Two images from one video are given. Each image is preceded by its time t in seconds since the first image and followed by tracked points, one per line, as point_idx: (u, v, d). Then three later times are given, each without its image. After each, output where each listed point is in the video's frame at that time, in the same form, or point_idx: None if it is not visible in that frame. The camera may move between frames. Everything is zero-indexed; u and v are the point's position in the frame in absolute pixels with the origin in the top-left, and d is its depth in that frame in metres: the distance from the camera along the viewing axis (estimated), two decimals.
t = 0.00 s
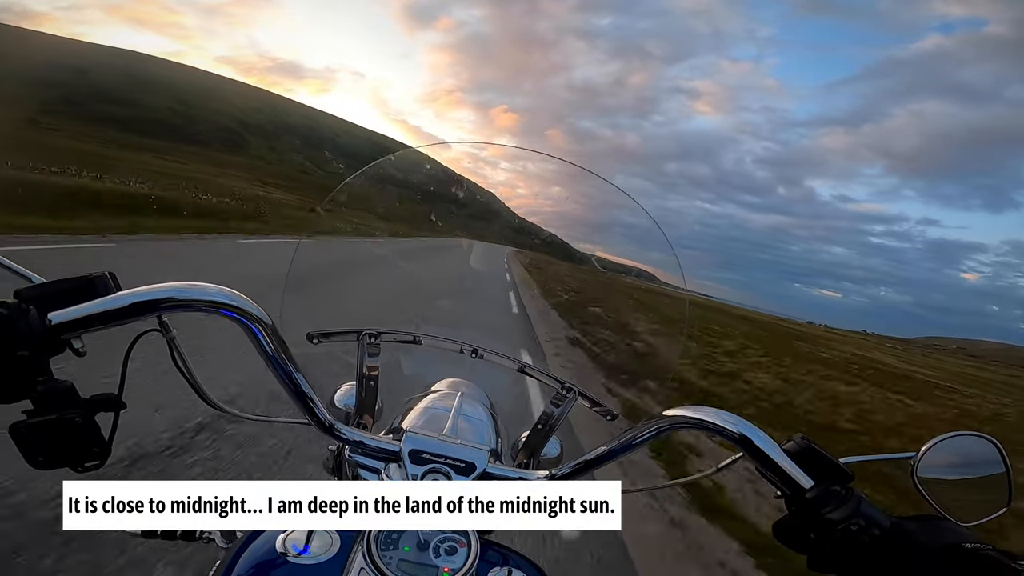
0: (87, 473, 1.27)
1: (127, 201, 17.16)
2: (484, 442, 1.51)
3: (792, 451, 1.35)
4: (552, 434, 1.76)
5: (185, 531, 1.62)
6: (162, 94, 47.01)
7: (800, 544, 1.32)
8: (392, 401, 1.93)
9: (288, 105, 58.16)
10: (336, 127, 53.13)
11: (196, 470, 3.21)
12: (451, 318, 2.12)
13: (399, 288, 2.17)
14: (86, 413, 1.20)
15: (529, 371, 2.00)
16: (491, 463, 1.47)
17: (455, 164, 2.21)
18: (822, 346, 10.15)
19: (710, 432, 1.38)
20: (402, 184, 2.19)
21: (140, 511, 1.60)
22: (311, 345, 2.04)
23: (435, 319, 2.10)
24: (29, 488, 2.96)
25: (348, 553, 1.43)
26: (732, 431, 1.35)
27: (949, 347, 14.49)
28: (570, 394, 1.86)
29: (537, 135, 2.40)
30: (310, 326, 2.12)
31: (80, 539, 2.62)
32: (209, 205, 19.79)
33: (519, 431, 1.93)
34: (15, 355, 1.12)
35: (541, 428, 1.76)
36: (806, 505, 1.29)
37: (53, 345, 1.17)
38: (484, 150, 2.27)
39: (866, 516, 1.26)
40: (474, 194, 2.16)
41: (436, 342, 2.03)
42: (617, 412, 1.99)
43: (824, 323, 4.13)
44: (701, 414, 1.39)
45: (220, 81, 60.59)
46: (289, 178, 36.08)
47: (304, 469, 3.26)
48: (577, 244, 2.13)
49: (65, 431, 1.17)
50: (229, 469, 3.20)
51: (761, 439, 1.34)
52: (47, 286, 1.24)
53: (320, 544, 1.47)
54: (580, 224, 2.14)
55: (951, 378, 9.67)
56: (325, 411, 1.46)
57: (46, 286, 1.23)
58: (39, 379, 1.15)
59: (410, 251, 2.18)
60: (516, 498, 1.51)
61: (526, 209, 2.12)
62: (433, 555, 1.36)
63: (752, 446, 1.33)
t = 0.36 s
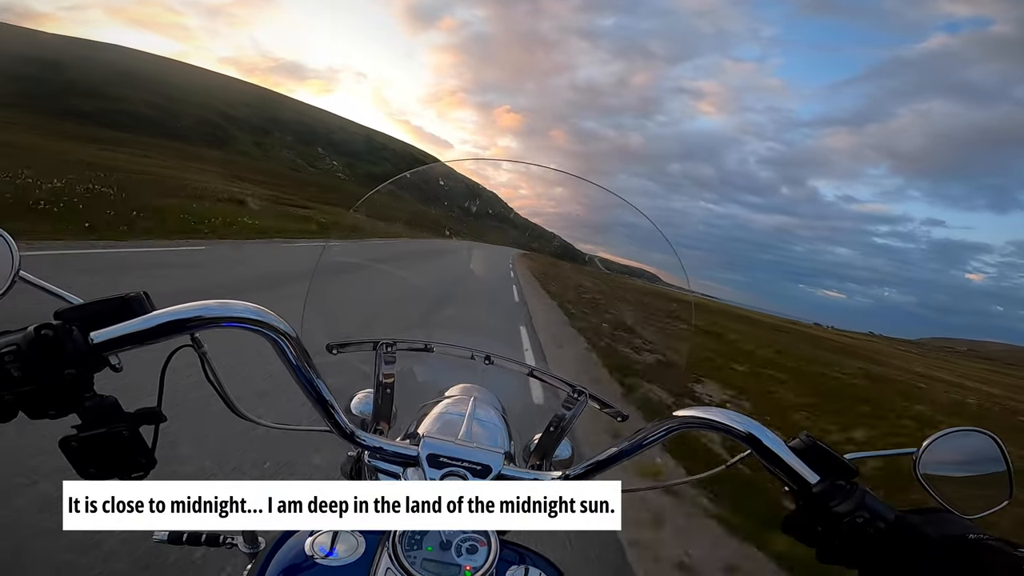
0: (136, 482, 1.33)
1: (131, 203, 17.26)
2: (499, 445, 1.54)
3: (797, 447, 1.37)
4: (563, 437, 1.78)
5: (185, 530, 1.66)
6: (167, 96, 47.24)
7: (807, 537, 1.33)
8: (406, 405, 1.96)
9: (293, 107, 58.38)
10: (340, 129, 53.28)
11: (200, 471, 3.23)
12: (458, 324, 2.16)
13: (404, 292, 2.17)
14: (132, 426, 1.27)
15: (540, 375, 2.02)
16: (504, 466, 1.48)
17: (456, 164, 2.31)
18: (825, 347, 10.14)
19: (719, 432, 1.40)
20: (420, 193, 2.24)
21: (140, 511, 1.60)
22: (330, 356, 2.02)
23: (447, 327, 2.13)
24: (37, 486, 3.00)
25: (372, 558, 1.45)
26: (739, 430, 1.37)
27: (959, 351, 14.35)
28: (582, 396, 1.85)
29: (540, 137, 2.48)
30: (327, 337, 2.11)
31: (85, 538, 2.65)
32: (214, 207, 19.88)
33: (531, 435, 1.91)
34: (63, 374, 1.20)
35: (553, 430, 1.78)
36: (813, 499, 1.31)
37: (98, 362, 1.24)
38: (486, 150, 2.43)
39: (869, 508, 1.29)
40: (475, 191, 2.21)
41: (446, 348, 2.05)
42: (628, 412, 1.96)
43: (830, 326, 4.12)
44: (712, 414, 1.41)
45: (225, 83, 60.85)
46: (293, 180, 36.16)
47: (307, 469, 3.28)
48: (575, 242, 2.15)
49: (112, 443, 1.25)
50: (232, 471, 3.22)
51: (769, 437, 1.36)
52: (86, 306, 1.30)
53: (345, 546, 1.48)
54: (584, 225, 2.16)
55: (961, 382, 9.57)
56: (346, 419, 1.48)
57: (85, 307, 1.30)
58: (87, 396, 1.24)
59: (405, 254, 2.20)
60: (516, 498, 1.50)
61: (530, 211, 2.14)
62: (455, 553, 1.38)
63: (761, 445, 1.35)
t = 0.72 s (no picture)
0: (154, 478, 1.32)
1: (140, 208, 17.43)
2: (509, 443, 1.53)
3: (816, 444, 1.35)
4: (575, 435, 1.77)
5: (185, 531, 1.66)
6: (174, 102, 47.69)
7: (829, 534, 1.31)
8: (418, 404, 1.94)
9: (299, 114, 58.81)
10: (345, 134, 53.60)
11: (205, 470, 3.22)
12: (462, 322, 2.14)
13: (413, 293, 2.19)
14: (150, 420, 1.27)
15: (550, 373, 2.00)
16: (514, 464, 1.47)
17: (461, 168, 2.33)
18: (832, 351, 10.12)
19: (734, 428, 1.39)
20: (432, 197, 2.23)
21: (140, 511, 1.60)
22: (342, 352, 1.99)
23: (451, 325, 2.12)
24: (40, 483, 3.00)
25: (385, 555, 1.46)
26: (757, 426, 1.35)
27: (971, 354, 14.19)
28: (594, 395, 1.84)
29: (542, 139, 2.51)
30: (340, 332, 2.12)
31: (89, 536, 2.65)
32: (221, 212, 20.03)
33: (541, 432, 1.92)
34: (82, 367, 1.20)
35: (565, 429, 1.77)
36: (834, 496, 1.28)
37: (115, 355, 1.24)
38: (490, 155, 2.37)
39: (891, 504, 1.27)
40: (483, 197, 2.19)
41: (457, 345, 2.05)
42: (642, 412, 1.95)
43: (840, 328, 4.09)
44: (727, 410, 1.39)
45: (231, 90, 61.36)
46: (299, 185, 36.30)
47: (313, 468, 3.28)
48: (581, 248, 2.14)
49: (131, 437, 1.25)
50: (236, 469, 3.21)
51: (788, 433, 1.33)
52: (105, 299, 1.30)
53: (358, 545, 1.50)
54: (586, 227, 2.16)
55: (974, 387, 9.46)
56: (359, 416, 1.48)
57: (105, 299, 1.30)
58: (104, 389, 1.24)
59: (416, 259, 2.19)
60: (516, 498, 1.48)
61: (534, 214, 2.16)
62: (469, 551, 1.38)
63: (780, 441, 1.32)
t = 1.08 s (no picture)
0: (159, 478, 1.33)
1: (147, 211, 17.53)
2: (508, 448, 1.54)
3: (808, 453, 1.35)
4: (574, 442, 1.78)
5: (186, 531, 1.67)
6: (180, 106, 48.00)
7: (819, 542, 1.31)
8: (418, 411, 1.95)
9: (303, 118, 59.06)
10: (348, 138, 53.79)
11: (206, 471, 3.22)
12: (467, 329, 2.14)
13: (419, 300, 2.19)
14: (157, 422, 1.28)
15: (550, 380, 2.01)
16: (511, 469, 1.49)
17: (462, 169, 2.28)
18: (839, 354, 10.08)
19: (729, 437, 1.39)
20: (438, 205, 2.23)
21: (140, 511, 1.61)
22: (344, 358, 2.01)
23: (457, 331, 2.12)
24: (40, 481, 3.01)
25: (383, 556, 1.43)
26: (751, 435, 1.36)
27: (985, 357, 14.02)
28: (592, 403, 1.85)
29: (543, 141, 2.51)
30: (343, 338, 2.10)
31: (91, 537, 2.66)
32: (227, 216, 20.12)
33: (541, 439, 1.90)
34: (91, 370, 1.22)
35: (563, 436, 1.78)
36: (824, 505, 1.29)
37: (123, 358, 1.25)
38: (492, 156, 2.49)
39: (881, 513, 1.28)
40: (485, 200, 2.20)
41: (458, 353, 2.05)
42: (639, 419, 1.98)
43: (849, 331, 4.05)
44: (722, 419, 1.40)
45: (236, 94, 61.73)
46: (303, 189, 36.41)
47: (314, 471, 3.28)
48: (585, 250, 2.15)
49: (138, 439, 1.26)
50: (238, 472, 3.21)
51: (781, 443, 1.34)
52: (113, 303, 1.31)
53: (356, 547, 1.46)
54: (589, 231, 2.17)
55: (987, 391, 9.34)
56: (359, 420, 1.49)
57: (114, 305, 1.30)
58: (112, 392, 1.26)
59: (422, 267, 2.22)
60: (516, 498, 1.50)
61: (538, 218, 2.17)
62: (465, 554, 1.38)
63: (773, 452, 1.33)
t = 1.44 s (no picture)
0: (148, 475, 1.34)
1: (152, 211, 17.58)
2: (497, 454, 1.55)
3: (779, 466, 1.37)
4: (561, 448, 1.78)
5: (187, 531, 1.67)
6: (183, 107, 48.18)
7: (786, 553, 1.31)
8: (410, 413, 1.96)
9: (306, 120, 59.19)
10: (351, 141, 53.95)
11: (206, 472, 3.23)
12: (465, 337, 2.14)
13: (423, 303, 2.19)
14: (148, 422, 1.29)
15: (542, 390, 2.02)
16: (503, 474, 1.50)
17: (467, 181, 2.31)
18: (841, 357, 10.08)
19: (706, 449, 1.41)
20: (429, 210, 2.24)
21: (140, 511, 1.63)
22: (336, 363, 2.07)
23: (455, 340, 2.12)
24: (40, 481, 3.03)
25: (367, 554, 1.42)
26: (727, 448, 1.37)
27: (992, 360, 13.95)
28: (579, 410, 1.87)
29: (545, 144, 2.55)
30: (337, 342, 2.10)
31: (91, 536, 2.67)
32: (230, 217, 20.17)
33: (530, 444, 1.91)
34: (88, 372, 1.22)
35: (551, 442, 1.78)
36: (793, 517, 1.30)
37: (120, 361, 1.26)
38: (493, 160, 2.46)
39: (847, 526, 1.27)
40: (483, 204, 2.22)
41: (450, 361, 2.05)
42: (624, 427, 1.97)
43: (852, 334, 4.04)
44: (701, 432, 1.41)
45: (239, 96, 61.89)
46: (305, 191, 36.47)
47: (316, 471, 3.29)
48: (588, 254, 2.14)
49: (129, 438, 1.27)
50: (237, 473, 3.22)
51: (755, 456, 1.36)
52: (112, 309, 1.33)
53: (341, 545, 1.45)
54: (590, 234, 2.17)
55: (989, 395, 9.32)
56: (349, 423, 1.49)
57: (114, 309, 1.33)
58: (108, 392, 1.27)
59: (426, 270, 2.20)
60: (516, 498, 1.51)
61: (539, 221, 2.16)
62: (445, 556, 1.39)
63: (746, 463, 1.35)
